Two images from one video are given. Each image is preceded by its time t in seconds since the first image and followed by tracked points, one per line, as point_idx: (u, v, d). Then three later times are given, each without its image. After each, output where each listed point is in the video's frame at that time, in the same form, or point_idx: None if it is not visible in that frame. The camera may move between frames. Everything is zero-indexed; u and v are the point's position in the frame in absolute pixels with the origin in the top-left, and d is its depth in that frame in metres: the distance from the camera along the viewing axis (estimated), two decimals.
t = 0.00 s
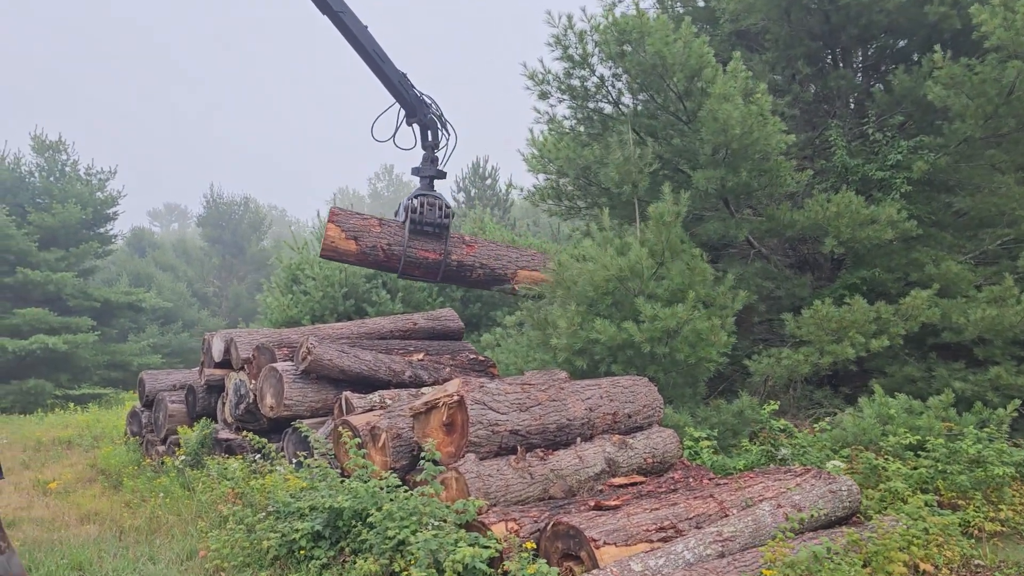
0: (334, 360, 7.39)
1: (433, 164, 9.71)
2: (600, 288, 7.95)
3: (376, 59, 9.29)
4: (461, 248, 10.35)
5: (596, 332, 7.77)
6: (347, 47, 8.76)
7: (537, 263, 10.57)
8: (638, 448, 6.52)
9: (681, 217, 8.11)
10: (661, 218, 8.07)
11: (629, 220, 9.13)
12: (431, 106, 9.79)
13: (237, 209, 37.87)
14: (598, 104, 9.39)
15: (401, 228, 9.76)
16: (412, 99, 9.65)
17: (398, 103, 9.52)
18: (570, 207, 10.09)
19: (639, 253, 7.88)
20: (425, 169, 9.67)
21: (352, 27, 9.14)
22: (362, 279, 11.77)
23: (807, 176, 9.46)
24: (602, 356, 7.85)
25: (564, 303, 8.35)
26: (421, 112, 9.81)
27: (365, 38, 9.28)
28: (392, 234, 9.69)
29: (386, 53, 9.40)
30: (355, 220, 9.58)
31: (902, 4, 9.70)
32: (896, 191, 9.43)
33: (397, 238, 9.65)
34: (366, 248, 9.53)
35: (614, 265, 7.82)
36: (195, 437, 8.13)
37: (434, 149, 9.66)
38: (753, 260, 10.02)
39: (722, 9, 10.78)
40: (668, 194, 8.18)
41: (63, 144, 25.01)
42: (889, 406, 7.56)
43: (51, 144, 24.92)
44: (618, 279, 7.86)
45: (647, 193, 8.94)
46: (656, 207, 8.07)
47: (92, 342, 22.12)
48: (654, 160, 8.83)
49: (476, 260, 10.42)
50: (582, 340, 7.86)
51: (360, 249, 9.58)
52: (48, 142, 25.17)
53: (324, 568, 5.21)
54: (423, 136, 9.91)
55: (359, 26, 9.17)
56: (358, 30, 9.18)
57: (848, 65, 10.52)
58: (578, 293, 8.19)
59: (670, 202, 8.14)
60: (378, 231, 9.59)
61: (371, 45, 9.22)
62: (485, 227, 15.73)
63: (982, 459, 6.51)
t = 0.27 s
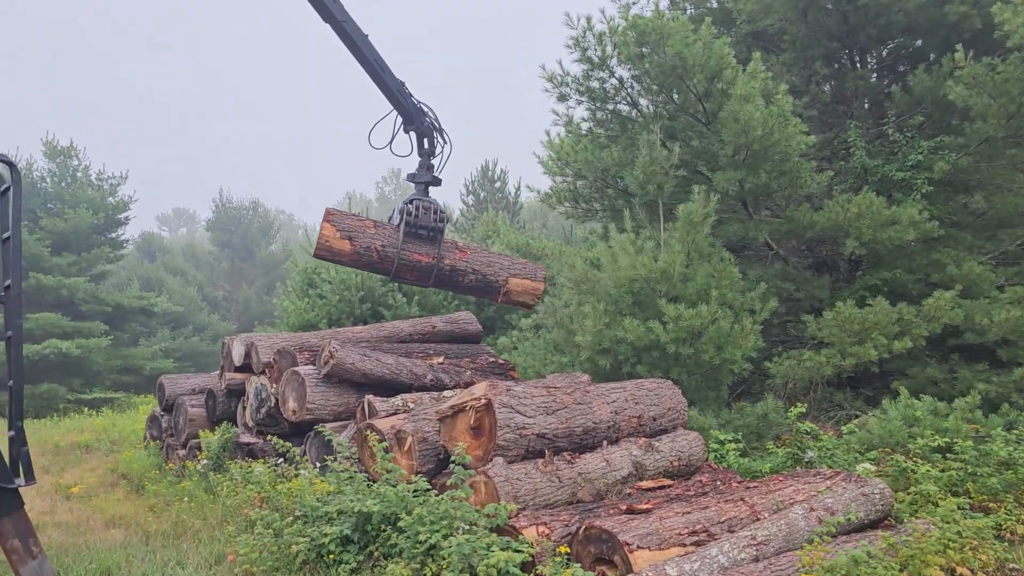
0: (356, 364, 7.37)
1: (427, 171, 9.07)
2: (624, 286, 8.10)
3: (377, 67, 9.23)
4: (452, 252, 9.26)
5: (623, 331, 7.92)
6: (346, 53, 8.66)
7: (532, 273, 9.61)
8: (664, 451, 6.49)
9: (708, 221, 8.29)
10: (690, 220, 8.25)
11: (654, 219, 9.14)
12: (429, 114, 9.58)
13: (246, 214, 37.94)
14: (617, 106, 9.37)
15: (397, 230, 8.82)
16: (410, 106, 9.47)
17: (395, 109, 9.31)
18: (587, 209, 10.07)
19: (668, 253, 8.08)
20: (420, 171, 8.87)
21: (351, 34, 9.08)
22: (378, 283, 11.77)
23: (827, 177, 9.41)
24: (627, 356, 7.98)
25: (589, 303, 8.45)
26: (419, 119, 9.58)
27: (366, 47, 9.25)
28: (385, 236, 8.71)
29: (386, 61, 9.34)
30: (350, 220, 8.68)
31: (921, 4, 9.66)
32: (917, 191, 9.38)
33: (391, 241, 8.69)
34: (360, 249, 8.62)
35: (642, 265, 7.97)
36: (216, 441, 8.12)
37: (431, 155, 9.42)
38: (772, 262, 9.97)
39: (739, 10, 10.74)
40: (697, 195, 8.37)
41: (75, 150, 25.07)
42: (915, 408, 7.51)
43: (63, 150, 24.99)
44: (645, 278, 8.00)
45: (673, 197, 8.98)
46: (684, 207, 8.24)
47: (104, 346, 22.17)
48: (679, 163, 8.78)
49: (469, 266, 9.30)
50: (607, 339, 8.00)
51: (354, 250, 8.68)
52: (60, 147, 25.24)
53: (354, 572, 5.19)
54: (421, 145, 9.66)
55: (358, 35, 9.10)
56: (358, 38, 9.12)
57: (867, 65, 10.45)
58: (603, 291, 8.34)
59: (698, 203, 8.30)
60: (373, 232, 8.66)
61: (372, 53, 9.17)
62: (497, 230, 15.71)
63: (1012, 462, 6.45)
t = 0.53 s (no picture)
0: (383, 369, 7.34)
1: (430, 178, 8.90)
2: (656, 289, 8.10)
3: (382, 75, 9.19)
4: (453, 259, 9.16)
5: (651, 334, 7.89)
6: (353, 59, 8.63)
7: (533, 282, 9.53)
8: (696, 456, 6.45)
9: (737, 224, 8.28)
10: (718, 223, 8.29)
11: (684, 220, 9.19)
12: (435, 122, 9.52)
13: (260, 219, 38.08)
14: (642, 109, 9.35)
15: (401, 235, 8.76)
16: (415, 113, 9.42)
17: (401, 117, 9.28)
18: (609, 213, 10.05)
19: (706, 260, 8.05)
20: (426, 179, 8.78)
21: (359, 41, 9.05)
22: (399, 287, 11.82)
23: (853, 179, 9.34)
24: (656, 360, 7.98)
25: (617, 305, 8.43)
26: (424, 127, 9.54)
27: (373, 54, 9.21)
28: (389, 241, 8.66)
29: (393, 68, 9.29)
30: (355, 223, 8.63)
31: (947, 4, 9.58)
32: (944, 193, 9.29)
33: (395, 247, 8.65)
34: (365, 253, 8.56)
35: (676, 267, 8.02)
36: (242, 446, 8.11)
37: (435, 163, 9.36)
38: (797, 265, 9.91)
39: (761, 12, 10.68)
40: (725, 199, 8.35)
41: (91, 156, 25.22)
42: (947, 412, 7.43)
43: (80, 156, 25.15)
44: (678, 280, 8.03)
45: (699, 201, 8.95)
46: (713, 211, 8.31)
47: (120, 351, 22.25)
48: (704, 166, 8.73)
49: (469, 274, 9.19)
50: (635, 344, 7.98)
51: (357, 254, 8.61)
52: (77, 153, 25.40)
53: None
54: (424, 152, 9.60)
55: (366, 41, 9.08)
56: (365, 44, 9.09)
57: (891, 66, 10.38)
58: (633, 290, 8.30)
59: (727, 207, 8.35)
60: (377, 236, 8.60)
61: (378, 60, 9.14)
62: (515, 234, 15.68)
63: None
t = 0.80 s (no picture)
0: (416, 379, 7.32)
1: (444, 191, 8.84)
2: (688, 301, 8.02)
3: (397, 90, 9.20)
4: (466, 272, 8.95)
5: (685, 347, 7.82)
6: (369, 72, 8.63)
7: (542, 294, 9.37)
8: (735, 467, 6.38)
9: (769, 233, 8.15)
10: (750, 233, 8.16)
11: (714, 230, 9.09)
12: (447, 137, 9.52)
13: (283, 230, 38.35)
14: (673, 117, 9.40)
15: (416, 248, 8.53)
16: (428, 128, 9.42)
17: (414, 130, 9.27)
18: (639, 222, 10.02)
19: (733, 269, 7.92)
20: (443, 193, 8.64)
21: (375, 56, 9.07)
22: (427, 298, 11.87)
23: (888, 186, 9.21)
24: (690, 371, 7.92)
25: (648, 317, 8.33)
26: (436, 142, 9.54)
27: (389, 68, 9.22)
28: (405, 255, 8.43)
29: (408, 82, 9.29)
30: (371, 235, 8.39)
31: (981, 8, 9.47)
32: (981, 199, 9.14)
33: (411, 260, 8.42)
34: (381, 266, 8.32)
35: (705, 277, 7.90)
36: (274, 457, 8.10)
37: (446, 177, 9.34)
38: (830, 274, 9.79)
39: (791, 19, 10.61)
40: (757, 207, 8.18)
41: (119, 169, 25.55)
42: (990, 422, 7.28)
43: (108, 169, 25.49)
44: (708, 291, 7.92)
45: (729, 207, 8.87)
46: (744, 220, 8.18)
47: (147, 362, 22.44)
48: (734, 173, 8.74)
49: (482, 287, 8.98)
50: (668, 355, 7.90)
51: (373, 267, 8.37)
52: (105, 167, 25.74)
53: None
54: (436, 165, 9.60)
55: (382, 56, 9.10)
56: (381, 58, 9.10)
57: (923, 71, 10.28)
58: (664, 304, 8.21)
59: (760, 216, 8.18)
60: (394, 249, 8.38)
61: (394, 75, 9.14)
62: (541, 245, 15.63)
63: None
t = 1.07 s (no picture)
0: (452, 395, 7.27)
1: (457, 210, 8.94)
2: (719, 316, 7.93)
3: (411, 111, 9.30)
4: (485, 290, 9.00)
5: (722, 360, 7.71)
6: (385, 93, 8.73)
7: (557, 305, 9.58)
8: (779, 483, 6.26)
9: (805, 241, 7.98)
10: (785, 243, 7.98)
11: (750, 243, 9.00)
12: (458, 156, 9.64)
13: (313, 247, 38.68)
14: (707, 128, 9.46)
15: (437, 270, 8.51)
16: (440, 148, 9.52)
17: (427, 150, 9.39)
18: (673, 234, 9.93)
19: (762, 279, 7.82)
20: (458, 213, 8.68)
21: (391, 77, 9.16)
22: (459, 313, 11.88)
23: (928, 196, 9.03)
24: (728, 386, 7.78)
25: (683, 332, 8.22)
26: (448, 161, 9.65)
27: (405, 88, 9.33)
28: (427, 278, 8.39)
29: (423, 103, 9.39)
30: (391, 259, 8.33)
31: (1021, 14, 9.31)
32: None
33: (435, 282, 8.40)
34: (406, 290, 8.27)
35: (734, 293, 7.80)
36: (309, 474, 8.09)
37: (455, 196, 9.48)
38: (869, 286, 9.61)
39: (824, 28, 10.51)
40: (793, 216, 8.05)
41: (153, 188, 25.95)
42: None
43: (142, 188, 25.90)
44: (739, 306, 7.82)
45: (766, 216, 8.79)
46: (778, 230, 8.01)
47: (180, 379, 22.65)
48: (771, 184, 8.63)
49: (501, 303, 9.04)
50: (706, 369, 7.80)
51: (397, 291, 8.29)
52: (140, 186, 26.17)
53: None
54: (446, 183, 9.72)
55: (398, 77, 9.20)
56: (397, 79, 9.18)
57: (962, 79, 10.11)
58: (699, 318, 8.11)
59: (794, 226, 8.04)
60: (417, 272, 8.34)
61: (409, 96, 9.24)
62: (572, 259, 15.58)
63: None
